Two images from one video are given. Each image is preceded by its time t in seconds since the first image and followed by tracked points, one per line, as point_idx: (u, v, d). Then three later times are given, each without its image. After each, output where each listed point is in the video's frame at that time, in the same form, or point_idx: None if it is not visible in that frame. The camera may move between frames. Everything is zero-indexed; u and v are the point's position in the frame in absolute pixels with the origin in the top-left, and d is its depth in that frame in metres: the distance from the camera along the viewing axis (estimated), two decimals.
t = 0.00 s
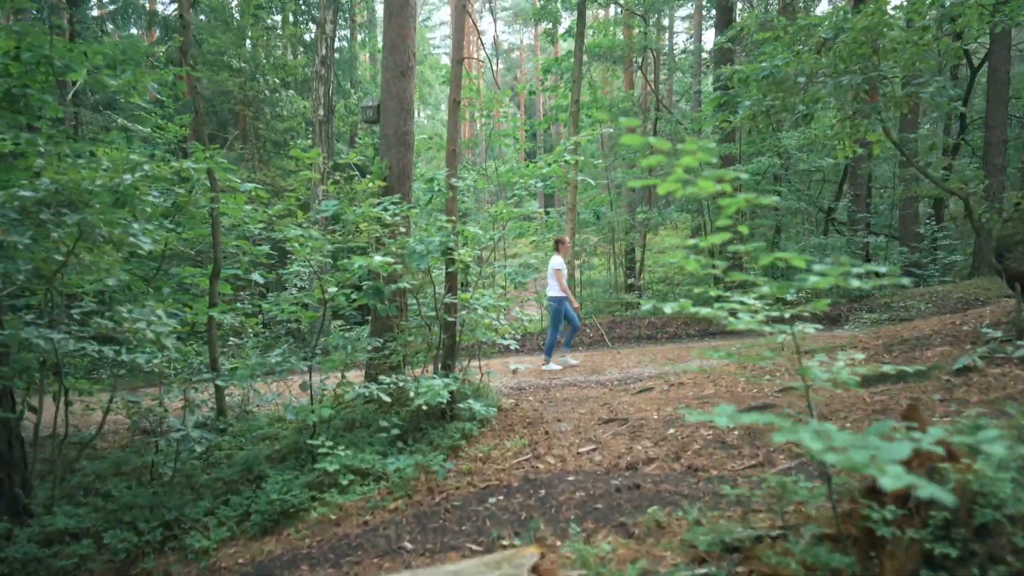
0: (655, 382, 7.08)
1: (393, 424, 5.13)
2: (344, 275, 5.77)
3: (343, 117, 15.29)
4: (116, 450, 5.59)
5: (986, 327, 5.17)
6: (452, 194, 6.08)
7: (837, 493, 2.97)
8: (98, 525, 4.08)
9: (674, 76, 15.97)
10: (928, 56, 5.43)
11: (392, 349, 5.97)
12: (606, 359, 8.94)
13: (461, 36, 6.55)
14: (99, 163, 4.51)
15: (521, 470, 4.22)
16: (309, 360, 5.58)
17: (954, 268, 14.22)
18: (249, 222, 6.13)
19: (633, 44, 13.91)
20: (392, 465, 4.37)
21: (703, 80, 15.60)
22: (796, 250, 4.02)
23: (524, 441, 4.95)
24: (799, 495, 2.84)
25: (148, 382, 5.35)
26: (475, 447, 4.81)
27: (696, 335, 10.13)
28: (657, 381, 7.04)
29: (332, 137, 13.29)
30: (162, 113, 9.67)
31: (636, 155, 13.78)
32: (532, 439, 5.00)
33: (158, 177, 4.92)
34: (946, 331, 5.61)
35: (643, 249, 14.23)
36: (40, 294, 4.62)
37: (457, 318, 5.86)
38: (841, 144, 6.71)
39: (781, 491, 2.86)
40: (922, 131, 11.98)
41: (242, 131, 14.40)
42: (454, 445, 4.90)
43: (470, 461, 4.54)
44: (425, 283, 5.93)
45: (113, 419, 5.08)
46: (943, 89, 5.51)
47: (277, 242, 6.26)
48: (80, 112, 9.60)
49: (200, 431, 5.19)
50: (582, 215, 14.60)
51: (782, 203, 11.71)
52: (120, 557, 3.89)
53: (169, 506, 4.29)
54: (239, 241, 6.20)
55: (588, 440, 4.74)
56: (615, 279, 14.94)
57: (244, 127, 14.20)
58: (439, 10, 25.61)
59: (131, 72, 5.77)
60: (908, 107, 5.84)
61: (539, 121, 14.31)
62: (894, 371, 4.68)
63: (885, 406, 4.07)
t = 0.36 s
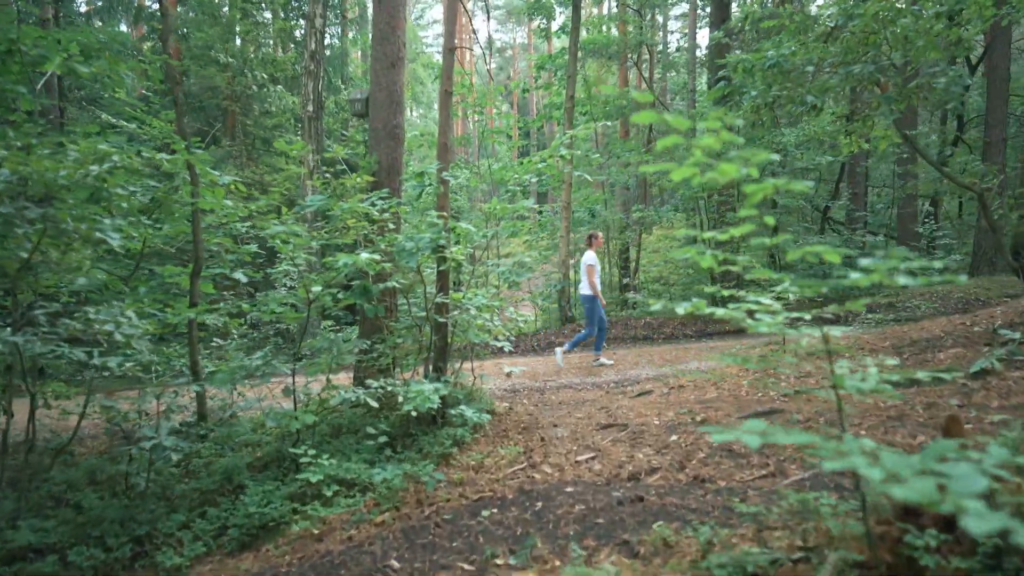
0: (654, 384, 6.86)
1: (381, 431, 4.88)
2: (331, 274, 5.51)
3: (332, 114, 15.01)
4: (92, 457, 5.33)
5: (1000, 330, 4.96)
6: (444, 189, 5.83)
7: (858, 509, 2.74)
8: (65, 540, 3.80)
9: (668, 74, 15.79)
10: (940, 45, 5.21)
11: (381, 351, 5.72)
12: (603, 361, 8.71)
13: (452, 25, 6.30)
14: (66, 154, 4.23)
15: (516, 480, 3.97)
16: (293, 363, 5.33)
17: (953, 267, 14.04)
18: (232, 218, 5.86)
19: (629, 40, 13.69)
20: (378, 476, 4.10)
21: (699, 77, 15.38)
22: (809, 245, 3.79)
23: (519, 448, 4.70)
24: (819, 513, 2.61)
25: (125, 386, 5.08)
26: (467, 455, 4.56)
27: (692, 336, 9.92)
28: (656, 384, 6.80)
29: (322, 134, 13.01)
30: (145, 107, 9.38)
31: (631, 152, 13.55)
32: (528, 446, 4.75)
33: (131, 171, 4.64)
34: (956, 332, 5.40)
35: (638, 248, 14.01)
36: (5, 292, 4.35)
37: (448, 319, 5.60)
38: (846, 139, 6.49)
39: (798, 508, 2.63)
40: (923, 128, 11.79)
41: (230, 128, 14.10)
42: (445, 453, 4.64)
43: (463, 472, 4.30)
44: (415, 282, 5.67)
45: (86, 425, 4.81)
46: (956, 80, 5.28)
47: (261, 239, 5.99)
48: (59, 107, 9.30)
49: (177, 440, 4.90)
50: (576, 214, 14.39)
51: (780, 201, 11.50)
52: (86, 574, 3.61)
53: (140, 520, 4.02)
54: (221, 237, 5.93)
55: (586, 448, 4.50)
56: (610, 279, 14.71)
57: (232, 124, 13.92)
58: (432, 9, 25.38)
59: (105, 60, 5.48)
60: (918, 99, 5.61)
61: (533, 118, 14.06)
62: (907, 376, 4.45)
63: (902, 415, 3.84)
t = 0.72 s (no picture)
0: (649, 389, 6.64)
1: (363, 439, 4.64)
2: (312, 274, 5.26)
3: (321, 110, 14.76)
4: (60, 465, 5.07)
5: (1010, 334, 4.76)
6: (430, 185, 5.58)
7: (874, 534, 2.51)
8: (20, 560, 3.54)
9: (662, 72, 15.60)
10: (948, 36, 4.99)
11: (365, 355, 5.47)
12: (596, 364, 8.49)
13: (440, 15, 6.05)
14: (24, 143, 3.96)
15: (504, 495, 3.74)
16: (271, 367, 5.07)
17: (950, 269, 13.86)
18: (209, 215, 5.61)
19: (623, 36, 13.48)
20: (357, 490, 3.85)
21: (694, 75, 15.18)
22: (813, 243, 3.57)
23: (507, 458, 4.46)
24: (832, 538, 2.38)
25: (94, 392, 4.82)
26: (452, 466, 4.31)
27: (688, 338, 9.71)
28: (651, 389, 6.57)
29: (310, 130, 12.74)
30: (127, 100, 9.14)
31: (625, 150, 13.33)
32: (516, 455, 4.52)
33: (96, 164, 4.40)
34: (963, 336, 5.19)
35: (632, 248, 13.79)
36: None
37: (435, 321, 5.35)
38: (848, 135, 6.28)
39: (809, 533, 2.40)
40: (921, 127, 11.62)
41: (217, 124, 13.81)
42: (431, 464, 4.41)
43: (447, 485, 4.05)
44: (400, 282, 5.42)
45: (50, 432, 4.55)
46: (964, 73, 5.06)
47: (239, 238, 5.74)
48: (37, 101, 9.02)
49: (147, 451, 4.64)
50: (570, 213, 14.17)
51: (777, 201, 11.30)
52: None
53: (103, 537, 3.76)
54: (198, 235, 5.67)
55: (578, 459, 4.27)
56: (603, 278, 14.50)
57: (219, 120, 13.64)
58: (424, 7, 25.15)
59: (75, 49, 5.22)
60: (923, 94, 5.41)
61: (525, 116, 13.84)
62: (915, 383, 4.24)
63: (912, 426, 3.62)
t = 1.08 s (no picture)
0: (644, 392, 6.46)
1: (345, 447, 4.44)
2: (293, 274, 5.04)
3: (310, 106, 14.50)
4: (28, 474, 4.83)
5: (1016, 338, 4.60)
6: (417, 181, 5.38)
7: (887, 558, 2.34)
8: None
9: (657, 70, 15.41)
10: (955, 28, 4.82)
11: (349, 359, 5.26)
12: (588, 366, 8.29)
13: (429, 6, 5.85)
14: None
15: (491, 507, 3.55)
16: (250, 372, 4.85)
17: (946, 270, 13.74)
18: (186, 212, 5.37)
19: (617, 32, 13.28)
20: (336, 502, 3.65)
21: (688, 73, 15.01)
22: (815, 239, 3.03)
23: (496, 466, 4.27)
24: (843, 559, 2.20)
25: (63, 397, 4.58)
26: (438, 476, 4.12)
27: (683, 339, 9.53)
28: (645, 392, 6.38)
29: (298, 127, 12.49)
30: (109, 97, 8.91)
31: (618, 149, 13.13)
32: (505, 464, 4.33)
33: (65, 158, 4.19)
34: (967, 340, 5.03)
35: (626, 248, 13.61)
36: None
37: (421, 323, 5.15)
38: (847, 131, 6.10)
39: (820, 555, 2.22)
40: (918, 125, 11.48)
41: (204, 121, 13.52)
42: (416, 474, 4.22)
43: (432, 496, 3.86)
44: (385, 282, 5.22)
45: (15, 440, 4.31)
46: (970, 66, 4.89)
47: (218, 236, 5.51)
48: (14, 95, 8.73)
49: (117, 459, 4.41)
50: (562, 212, 13.97)
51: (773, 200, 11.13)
52: None
53: (66, 553, 3.53)
54: (175, 233, 5.44)
55: (570, 468, 4.08)
56: (596, 279, 14.28)
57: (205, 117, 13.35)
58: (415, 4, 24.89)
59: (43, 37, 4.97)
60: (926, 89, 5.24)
61: (518, 114, 13.63)
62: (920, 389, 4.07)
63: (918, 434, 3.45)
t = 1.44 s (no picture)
0: (639, 396, 6.30)
1: (330, 455, 4.26)
2: (277, 275, 4.86)
3: (300, 105, 14.29)
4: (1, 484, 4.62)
5: None
6: (406, 180, 5.23)
7: None
8: None
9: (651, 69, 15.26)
10: (959, 21, 4.68)
11: (336, 363, 5.08)
12: (583, 369, 8.12)
13: None
14: None
15: (483, 520, 3.38)
16: (232, 377, 4.67)
17: (943, 270, 13.63)
18: (167, 211, 5.17)
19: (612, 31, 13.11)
20: (320, 516, 3.48)
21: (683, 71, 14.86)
22: (839, 235, 2.90)
23: (488, 475, 4.11)
24: None
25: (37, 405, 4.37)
26: (427, 486, 3.96)
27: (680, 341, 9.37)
28: (641, 397, 6.22)
29: (288, 126, 12.27)
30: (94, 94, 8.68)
31: (613, 148, 12.98)
32: (497, 473, 4.16)
33: (38, 154, 3.98)
34: (973, 342, 4.90)
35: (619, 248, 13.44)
36: None
37: (411, 326, 4.98)
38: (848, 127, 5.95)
39: None
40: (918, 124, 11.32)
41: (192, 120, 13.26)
42: (404, 484, 4.05)
43: (420, 508, 3.69)
44: (374, 284, 5.06)
45: None
46: (977, 61, 4.74)
47: (200, 236, 5.33)
48: None
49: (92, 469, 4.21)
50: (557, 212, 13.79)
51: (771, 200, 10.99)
52: None
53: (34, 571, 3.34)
54: (157, 233, 5.24)
55: (564, 477, 3.91)
56: (590, 279, 14.12)
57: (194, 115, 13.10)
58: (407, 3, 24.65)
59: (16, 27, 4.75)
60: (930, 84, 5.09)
61: (512, 114, 13.46)
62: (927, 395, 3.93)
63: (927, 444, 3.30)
